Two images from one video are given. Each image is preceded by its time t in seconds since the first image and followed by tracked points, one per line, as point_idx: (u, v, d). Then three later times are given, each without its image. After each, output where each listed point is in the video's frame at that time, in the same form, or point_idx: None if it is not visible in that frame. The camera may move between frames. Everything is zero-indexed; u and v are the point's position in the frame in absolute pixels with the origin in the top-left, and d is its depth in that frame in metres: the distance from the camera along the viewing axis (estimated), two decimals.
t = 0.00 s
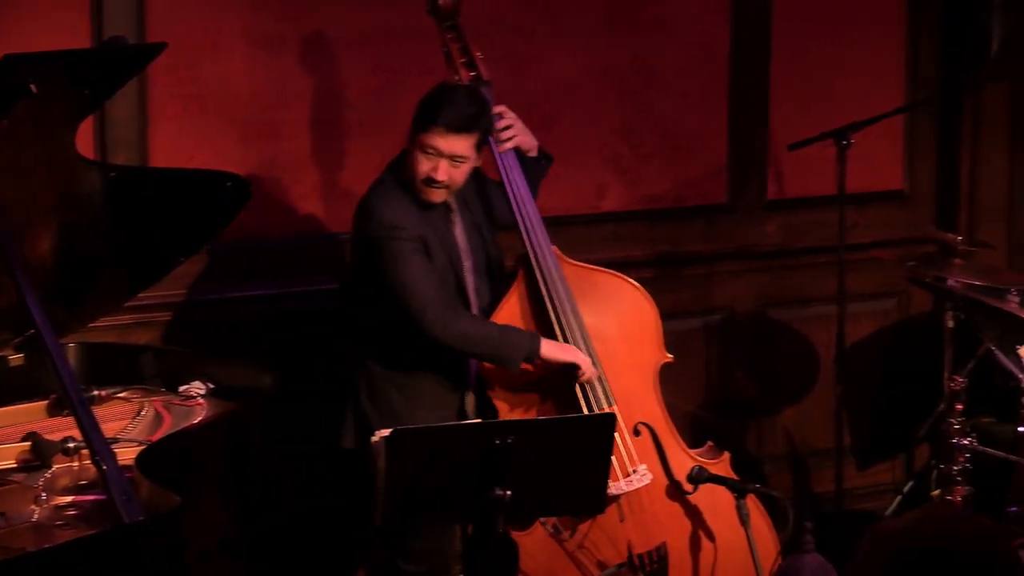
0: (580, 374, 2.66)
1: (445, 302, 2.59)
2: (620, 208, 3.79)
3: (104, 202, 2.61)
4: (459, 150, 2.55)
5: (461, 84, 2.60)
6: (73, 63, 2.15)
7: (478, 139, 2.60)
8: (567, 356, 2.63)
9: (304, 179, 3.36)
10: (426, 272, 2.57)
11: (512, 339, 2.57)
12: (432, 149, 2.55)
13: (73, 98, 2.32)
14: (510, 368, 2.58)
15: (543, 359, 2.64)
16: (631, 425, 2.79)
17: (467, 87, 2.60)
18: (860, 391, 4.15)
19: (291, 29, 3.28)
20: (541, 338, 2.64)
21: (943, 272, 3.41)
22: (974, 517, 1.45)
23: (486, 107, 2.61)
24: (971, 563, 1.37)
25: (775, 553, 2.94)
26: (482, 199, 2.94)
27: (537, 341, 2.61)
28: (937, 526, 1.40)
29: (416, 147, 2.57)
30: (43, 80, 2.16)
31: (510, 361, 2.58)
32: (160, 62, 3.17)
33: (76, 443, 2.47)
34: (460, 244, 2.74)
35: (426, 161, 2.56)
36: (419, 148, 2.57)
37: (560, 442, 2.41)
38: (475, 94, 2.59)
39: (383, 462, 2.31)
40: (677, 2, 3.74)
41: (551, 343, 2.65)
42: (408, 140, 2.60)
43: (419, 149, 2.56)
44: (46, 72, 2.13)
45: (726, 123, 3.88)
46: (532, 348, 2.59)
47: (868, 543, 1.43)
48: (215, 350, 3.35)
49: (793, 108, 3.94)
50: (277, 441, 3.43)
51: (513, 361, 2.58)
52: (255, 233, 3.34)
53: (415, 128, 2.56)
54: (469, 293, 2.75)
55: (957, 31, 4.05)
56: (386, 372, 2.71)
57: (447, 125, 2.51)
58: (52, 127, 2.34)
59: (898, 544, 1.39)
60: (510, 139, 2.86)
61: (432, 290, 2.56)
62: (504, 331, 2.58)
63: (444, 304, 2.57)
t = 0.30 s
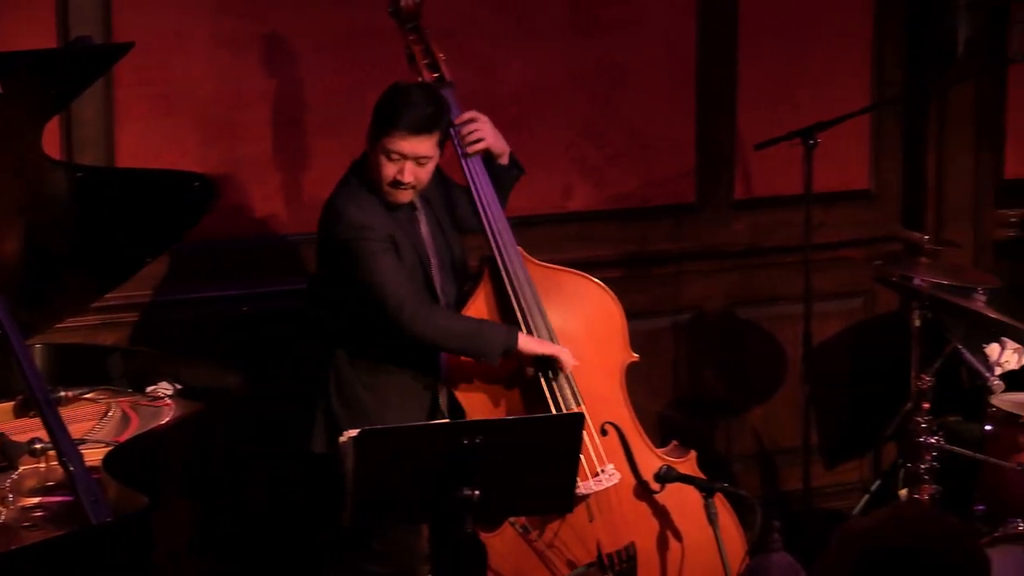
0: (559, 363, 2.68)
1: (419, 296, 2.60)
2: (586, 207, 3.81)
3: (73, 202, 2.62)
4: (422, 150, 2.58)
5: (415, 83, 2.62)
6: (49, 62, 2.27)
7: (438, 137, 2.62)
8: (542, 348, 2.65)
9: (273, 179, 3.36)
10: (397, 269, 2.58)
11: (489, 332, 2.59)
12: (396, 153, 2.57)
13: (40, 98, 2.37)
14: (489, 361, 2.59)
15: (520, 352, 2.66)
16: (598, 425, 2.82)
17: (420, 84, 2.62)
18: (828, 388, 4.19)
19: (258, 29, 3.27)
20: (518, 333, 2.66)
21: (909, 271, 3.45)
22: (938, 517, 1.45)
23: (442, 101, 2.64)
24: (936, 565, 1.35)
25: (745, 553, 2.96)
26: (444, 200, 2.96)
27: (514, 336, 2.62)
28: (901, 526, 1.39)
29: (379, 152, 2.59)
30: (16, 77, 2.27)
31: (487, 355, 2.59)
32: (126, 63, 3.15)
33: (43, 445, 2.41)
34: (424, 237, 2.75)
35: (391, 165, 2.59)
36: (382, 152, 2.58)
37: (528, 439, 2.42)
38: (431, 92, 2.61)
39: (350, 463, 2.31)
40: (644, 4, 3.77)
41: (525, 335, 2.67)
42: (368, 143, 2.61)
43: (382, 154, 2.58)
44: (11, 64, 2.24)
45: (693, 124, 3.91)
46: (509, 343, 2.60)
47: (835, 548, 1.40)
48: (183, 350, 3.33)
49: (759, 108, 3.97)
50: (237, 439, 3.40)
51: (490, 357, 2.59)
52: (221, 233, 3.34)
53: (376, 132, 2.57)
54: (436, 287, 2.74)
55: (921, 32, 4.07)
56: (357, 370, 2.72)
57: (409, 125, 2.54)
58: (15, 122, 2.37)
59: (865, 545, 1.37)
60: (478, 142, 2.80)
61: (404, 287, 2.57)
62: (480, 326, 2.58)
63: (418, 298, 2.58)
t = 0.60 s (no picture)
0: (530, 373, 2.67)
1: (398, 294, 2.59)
2: (554, 207, 3.82)
3: (39, 203, 2.60)
4: (404, 159, 2.57)
5: (397, 89, 2.59)
6: (37, 61, 2.25)
7: (420, 144, 2.61)
8: (518, 360, 2.64)
9: (244, 178, 3.35)
10: (376, 266, 2.58)
11: (464, 343, 2.58)
12: (376, 161, 2.56)
13: (6, 100, 2.33)
14: (462, 369, 2.59)
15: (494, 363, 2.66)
16: (568, 423, 2.81)
17: (401, 91, 2.59)
18: (795, 388, 4.21)
19: (224, 29, 3.25)
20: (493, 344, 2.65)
21: (876, 270, 3.48)
22: (904, 517, 1.53)
23: (423, 108, 2.61)
24: (900, 563, 1.43)
25: (711, 551, 2.98)
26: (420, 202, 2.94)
27: (490, 348, 2.62)
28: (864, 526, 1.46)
29: (359, 159, 2.57)
30: (3, 76, 2.24)
31: (463, 363, 2.59)
32: (92, 64, 3.12)
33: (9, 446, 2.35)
34: (399, 238, 2.76)
35: (370, 173, 2.57)
36: (362, 159, 2.56)
37: (495, 441, 2.42)
38: (411, 98, 2.59)
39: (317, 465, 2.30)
40: (613, 4, 3.78)
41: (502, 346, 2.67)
42: (348, 147, 2.60)
43: (362, 162, 2.57)
44: None
45: (659, 124, 3.92)
46: (485, 355, 2.60)
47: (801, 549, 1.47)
48: (152, 351, 3.30)
49: (726, 109, 3.99)
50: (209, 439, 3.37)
51: (466, 365, 2.59)
52: (186, 233, 3.30)
53: (355, 140, 2.55)
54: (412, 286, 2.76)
55: (888, 32, 4.12)
56: (330, 369, 2.70)
57: (391, 136, 2.52)
58: None
59: (832, 545, 1.44)
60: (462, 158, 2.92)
61: (382, 284, 2.56)
62: (457, 335, 2.58)
63: (397, 294, 2.58)
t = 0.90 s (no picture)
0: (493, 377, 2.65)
1: (361, 307, 2.62)
2: (520, 207, 3.80)
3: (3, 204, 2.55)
4: (385, 171, 2.58)
5: (382, 99, 2.59)
6: (31, 61, 2.24)
7: (402, 157, 2.62)
8: (479, 364, 2.63)
9: (219, 177, 3.32)
10: (341, 278, 2.60)
11: (426, 350, 2.58)
12: (358, 172, 2.57)
13: None
14: (424, 377, 2.59)
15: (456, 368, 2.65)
16: (537, 421, 2.80)
17: (386, 102, 2.60)
18: (761, 387, 4.22)
19: (188, 28, 3.21)
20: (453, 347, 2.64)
21: (842, 269, 3.50)
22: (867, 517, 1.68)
23: (407, 121, 2.61)
24: (865, 562, 1.58)
25: (679, 548, 2.99)
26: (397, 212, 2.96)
27: (451, 352, 2.61)
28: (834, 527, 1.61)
29: (341, 167, 2.58)
30: None
31: (424, 372, 2.58)
32: (57, 64, 3.06)
33: None
34: (375, 248, 2.79)
35: (351, 182, 2.59)
36: (344, 168, 2.58)
37: (463, 442, 2.41)
38: (396, 110, 2.59)
39: (284, 467, 2.28)
40: (579, 4, 3.78)
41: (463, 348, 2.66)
42: (330, 153, 2.61)
43: (344, 171, 2.58)
44: None
45: (626, 124, 3.92)
46: (447, 358, 2.59)
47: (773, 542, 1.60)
48: (123, 352, 3.26)
49: (692, 109, 4.00)
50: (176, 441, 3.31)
51: (426, 374, 2.59)
52: (150, 233, 3.25)
53: (338, 149, 2.56)
54: (381, 300, 2.78)
55: (852, 32, 4.13)
56: (293, 376, 2.75)
57: (373, 148, 2.52)
58: None
59: (801, 543, 1.58)
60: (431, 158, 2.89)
61: (344, 294, 2.59)
62: (418, 342, 2.58)
63: (358, 307, 2.60)
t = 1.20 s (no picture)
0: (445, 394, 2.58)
1: (321, 317, 2.60)
2: (487, 207, 3.79)
3: None
4: (357, 170, 2.57)
5: (355, 99, 2.59)
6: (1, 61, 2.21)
7: (373, 157, 2.61)
8: (432, 383, 2.56)
9: (194, 177, 3.28)
10: (303, 284, 2.58)
11: (378, 368, 2.54)
12: (329, 170, 2.56)
13: None
14: (376, 398, 2.55)
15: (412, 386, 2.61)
16: (508, 422, 2.80)
17: (359, 102, 2.59)
18: (726, 387, 4.24)
19: (154, 27, 3.17)
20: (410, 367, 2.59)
21: (809, 268, 3.51)
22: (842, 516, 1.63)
23: (379, 121, 2.61)
24: (836, 562, 1.54)
25: (647, 546, 2.98)
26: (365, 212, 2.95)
27: (405, 374, 2.56)
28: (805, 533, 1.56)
29: (312, 166, 2.56)
30: None
31: (376, 392, 2.55)
32: (21, 63, 3.03)
33: None
34: (343, 248, 2.76)
35: (322, 181, 2.57)
36: (315, 167, 2.56)
37: (431, 443, 2.39)
38: (369, 111, 2.58)
39: (252, 465, 2.27)
40: (546, 4, 3.77)
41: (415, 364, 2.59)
42: (301, 152, 2.59)
43: (315, 169, 2.56)
44: None
45: (593, 125, 3.92)
46: (399, 382, 2.54)
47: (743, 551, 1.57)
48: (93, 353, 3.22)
49: (660, 110, 4.01)
50: (146, 441, 3.25)
51: (378, 393, 2.55)
52: (115, 234, 3.20)
53: (309, 148, 2.55)
54: (349, 298, 2.74)
55: (817, 31, 4.15)
56: (262, 382, 2.73)
57: (346, 147, 2.52)
58: None
59: (765, 544, 1.55)
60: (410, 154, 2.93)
61: (305, 302, 2.57)
62: (372, 360, 2.55)
63: (318, 315, 2.58)
